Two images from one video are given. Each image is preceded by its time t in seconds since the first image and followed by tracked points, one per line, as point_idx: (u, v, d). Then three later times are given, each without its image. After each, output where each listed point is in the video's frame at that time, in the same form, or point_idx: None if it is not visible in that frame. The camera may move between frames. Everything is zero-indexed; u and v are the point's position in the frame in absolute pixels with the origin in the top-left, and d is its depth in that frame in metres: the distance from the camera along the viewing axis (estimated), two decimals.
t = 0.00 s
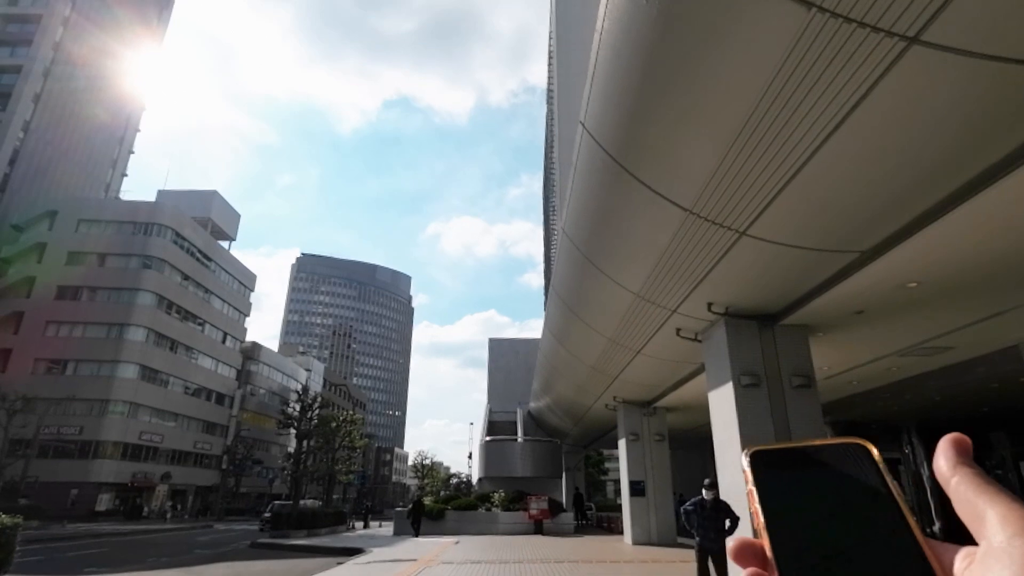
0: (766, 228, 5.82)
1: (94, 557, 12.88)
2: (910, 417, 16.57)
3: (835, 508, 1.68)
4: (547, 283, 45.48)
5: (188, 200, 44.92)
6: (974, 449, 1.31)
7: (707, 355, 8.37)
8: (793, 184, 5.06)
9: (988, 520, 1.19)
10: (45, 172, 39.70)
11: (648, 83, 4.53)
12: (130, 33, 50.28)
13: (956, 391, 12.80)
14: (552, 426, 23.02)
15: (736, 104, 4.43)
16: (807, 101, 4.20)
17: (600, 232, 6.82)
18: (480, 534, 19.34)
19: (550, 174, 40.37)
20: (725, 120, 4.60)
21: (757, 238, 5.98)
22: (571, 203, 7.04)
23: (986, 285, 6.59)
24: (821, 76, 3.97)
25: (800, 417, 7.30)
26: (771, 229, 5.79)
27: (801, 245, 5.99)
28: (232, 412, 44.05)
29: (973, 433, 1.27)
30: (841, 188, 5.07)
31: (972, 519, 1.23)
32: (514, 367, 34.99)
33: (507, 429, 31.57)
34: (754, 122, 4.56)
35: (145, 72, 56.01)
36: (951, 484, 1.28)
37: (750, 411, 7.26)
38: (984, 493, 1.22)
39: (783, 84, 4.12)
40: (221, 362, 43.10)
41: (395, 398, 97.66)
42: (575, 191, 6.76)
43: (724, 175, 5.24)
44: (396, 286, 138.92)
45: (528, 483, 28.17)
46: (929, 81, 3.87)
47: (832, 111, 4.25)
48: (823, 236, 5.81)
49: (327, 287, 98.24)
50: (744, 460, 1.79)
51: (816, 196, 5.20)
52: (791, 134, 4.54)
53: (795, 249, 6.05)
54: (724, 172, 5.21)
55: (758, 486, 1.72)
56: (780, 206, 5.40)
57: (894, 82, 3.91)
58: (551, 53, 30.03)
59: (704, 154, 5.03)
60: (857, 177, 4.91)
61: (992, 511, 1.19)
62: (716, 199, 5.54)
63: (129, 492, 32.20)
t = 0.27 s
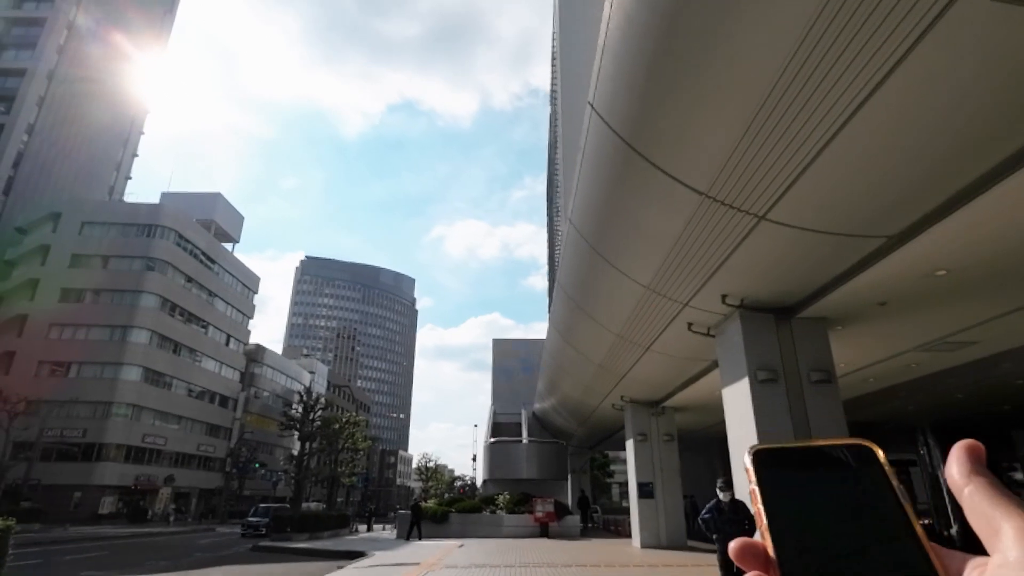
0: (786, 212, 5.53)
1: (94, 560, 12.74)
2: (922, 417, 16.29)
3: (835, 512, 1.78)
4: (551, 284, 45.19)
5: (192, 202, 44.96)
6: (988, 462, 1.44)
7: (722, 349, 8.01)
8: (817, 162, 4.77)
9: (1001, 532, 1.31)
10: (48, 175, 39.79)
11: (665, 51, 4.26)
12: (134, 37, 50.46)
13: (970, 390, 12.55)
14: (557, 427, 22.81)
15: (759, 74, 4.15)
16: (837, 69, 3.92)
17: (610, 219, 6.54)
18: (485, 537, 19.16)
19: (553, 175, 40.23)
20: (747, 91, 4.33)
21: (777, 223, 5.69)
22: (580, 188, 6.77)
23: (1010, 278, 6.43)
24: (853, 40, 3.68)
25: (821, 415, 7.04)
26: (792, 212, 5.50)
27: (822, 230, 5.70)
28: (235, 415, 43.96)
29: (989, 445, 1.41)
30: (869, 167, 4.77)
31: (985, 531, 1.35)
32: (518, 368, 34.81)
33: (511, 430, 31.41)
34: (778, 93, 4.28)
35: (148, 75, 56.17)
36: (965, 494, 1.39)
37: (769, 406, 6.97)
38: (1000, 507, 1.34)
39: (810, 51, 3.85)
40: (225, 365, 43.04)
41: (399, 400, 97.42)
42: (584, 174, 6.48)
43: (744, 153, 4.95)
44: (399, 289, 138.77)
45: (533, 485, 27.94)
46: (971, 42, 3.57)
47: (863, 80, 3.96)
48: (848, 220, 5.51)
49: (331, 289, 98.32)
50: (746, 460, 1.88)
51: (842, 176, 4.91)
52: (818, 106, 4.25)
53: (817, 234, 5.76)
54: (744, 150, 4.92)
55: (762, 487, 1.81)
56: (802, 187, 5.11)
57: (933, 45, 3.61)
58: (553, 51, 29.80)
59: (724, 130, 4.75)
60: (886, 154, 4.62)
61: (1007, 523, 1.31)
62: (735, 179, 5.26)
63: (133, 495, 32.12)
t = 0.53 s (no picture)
0: (810, 197, 5.23)
1: (93, 563, 12.57)
2: (934, 417, 16.07)
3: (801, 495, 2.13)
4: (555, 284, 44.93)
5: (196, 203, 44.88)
6: (940, 450, 1.66)
7: (739, 350, 7.70)
8: (847, 143, 4.47)
9: (947, 512, 1.54)
10: (52, 176, 39.77)
11: (684, 21, 3.96)
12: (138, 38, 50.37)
13: (984, 390, 12.35)
14: (563, 428, 22.58)
15: (785, 46, 3.85)
16: (866, 49, 3.69)
17: (622, 208, 6.24)
18: (490, 540, 18.95)
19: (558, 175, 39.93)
20: (772, 66, 4.03)
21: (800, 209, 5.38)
22: (590, 175, 6.46)
23: None
24: (893, 6, 3.37)
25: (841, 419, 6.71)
26: (817, 197, 5.20)
27: (848, 217, 5.39)
28: (239, 416, 43.88)
29: (939, 432, 1.63)
30: (902, 146, 4.47)
31: (932, 508, 1.58)
32: (522, 369, 34.54)
33: (516, 431, 31.17)
34: (806, 66, 3.98)
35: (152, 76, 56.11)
36: (916, 478, 1.63)
37: (785, 405, 6.70)
38: (945, 488, 1.58)
39: (838, 29, 3.62)
40: (229, 366, 42.94)
41: (402, 401, 97.12)
42: (594, 161, 6.19)
43: (767, 134, 4.65)
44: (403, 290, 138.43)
45: (538, 487, 27.69)
46: (1022, 5, 3.26)
47: (901, 50, 3.65)
48: (878, 206, 5.20)
49: (334, 290, 98.23)
50: (722, 452, 2.28)
51: (873, 156, 4.60)
52: (851, 81, 3.94)
53: (842, 221, 5.46)
54: (767, 129, 4.62)
55: (735, 478, 2.21)
56: (829, 170, 4.81)
57: (972, 21, 3.38)
58: (557, 49, 29.61)
59: (746, 109, 4.44)
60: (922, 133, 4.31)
61: (950, 503, 1.55)
62: (757, 163, 4.96)
63: (136, 496, 32.03)
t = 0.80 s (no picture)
0: (837, 173, 4.84)
1: (87, 562, 12.33)
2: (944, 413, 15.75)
3: (810, 496, 1.77)
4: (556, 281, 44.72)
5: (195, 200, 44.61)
6: (956, 432, 1.49)
7: (751, 338, 7.31)
8: (882, 108, 4.09)
9: (964, 496, 1.38)
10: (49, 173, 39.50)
11: None
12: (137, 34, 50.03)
13: (998, 384, 12.04)
14: (565, 425, 22.32)
15: None
16: None
17: (629, 196, 5.82)
18: (491, 538, 18.68)
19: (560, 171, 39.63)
20: (804, 22, 3.63)
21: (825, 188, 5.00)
22: (594, 160, 6.06)
23: None
24: None
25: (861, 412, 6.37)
26: (843, 173, 4.81)
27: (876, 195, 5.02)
28: (238, 414, 43.63)
29: (954, 412, 1.45)
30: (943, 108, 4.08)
31: (953, 495, 1.41)
32: (524, 366, 34.27)
33: (517, 428, 30.93)
34: (842, 19, 3.56)
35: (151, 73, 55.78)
36: (934, 464, 1.45)
37: (803, 400, 6.34)
38: (964, 473, 1.41)
39: None
40: (228, 363, 42.66)
41: (403, 400, 96.85)
42: (600, 145, 5.77)
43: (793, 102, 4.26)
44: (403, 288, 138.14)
45: (539, 485, 27.44)
46: None
47: None
48: (908, 181, 4.83)
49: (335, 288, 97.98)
50: (732, 451, 1.93)
51: (908, 123, 4.23)
52: (892, 35, 3.57)
53: (870, 200, 5.08)
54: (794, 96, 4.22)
55: (746, 481, 1.86)
56: (861, 139, 4.41)
57: None
58: (558, 44, 29.38)
59: (771, 73, 4.04)
60: (964, 91, 3.94)
61: (972, 489, 1.37)
62: (780, 136, 4.56)
63: (134, 495, 31.80)
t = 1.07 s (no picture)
0: (857, 148, 4.55)
1: (75, 560, 12.11)
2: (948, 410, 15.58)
3: (815, 471, 1.77)
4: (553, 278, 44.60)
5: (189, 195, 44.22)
6: (957, 410, 1.38)
7: (758, 327, 7.15)
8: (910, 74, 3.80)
9: (960, 472, 1.26)
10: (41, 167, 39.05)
11: None
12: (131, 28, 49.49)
13: (1004, 380, 11.87)
14: (563, 422, 22.15)
15: None
16: None
17: (635, 175, 5.53)
18: (488, 536, 18.50)
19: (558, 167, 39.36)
20: None
21: (844, 163, 4.71)
22: (598, 137, 5.76)
23: None
24: None
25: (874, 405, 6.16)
26: (864, 149, 4.54)
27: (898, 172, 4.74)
28: (233, 411, 43.33)
29: (954, 389, 1.35)
30: (971, 75, 3.80)
31: (949, 472, 1.29)
32: (521, 363, 34.10)
33: (515, 425, 30.78)
34: None
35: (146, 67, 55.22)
36: (935, 440, 1.33)
37: (815, 390, 6.13)
38: (962, 447, 1.30)
39: None
40: (222, 360, 42.35)
41: (400, 397, 96.59)
42: (605, 120, 5.47)
43: (814, 67, 3.96)
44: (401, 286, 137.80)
45: (537, 482, 27.29)
46: None
47: None
48: (932, 157, 4.55)
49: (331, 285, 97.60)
50: (742, 428, 1.92)
51: (937, 91, 3.93)
52: None
53: (891, 177, 4.80)
54: (814, 65, 3.94)
55: (753, 458, 1.85)
56: (886, 108, 4.11)
57: None
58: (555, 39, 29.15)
59: (793, 34, 3.73)
60: (998, 56, 3.65)
61: (969, 464, 1.25)
62: (799, 105, 4.26)
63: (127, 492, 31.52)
